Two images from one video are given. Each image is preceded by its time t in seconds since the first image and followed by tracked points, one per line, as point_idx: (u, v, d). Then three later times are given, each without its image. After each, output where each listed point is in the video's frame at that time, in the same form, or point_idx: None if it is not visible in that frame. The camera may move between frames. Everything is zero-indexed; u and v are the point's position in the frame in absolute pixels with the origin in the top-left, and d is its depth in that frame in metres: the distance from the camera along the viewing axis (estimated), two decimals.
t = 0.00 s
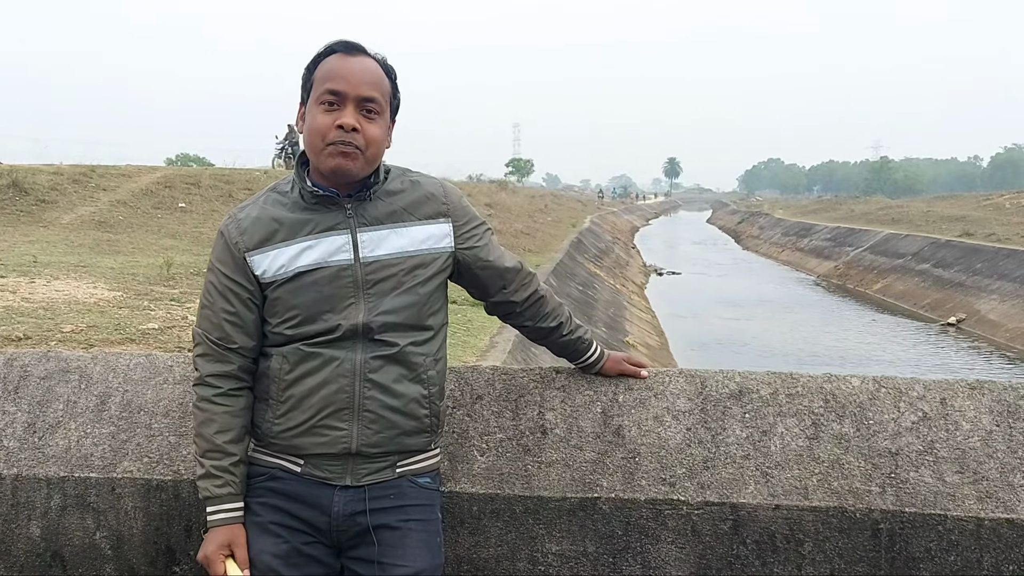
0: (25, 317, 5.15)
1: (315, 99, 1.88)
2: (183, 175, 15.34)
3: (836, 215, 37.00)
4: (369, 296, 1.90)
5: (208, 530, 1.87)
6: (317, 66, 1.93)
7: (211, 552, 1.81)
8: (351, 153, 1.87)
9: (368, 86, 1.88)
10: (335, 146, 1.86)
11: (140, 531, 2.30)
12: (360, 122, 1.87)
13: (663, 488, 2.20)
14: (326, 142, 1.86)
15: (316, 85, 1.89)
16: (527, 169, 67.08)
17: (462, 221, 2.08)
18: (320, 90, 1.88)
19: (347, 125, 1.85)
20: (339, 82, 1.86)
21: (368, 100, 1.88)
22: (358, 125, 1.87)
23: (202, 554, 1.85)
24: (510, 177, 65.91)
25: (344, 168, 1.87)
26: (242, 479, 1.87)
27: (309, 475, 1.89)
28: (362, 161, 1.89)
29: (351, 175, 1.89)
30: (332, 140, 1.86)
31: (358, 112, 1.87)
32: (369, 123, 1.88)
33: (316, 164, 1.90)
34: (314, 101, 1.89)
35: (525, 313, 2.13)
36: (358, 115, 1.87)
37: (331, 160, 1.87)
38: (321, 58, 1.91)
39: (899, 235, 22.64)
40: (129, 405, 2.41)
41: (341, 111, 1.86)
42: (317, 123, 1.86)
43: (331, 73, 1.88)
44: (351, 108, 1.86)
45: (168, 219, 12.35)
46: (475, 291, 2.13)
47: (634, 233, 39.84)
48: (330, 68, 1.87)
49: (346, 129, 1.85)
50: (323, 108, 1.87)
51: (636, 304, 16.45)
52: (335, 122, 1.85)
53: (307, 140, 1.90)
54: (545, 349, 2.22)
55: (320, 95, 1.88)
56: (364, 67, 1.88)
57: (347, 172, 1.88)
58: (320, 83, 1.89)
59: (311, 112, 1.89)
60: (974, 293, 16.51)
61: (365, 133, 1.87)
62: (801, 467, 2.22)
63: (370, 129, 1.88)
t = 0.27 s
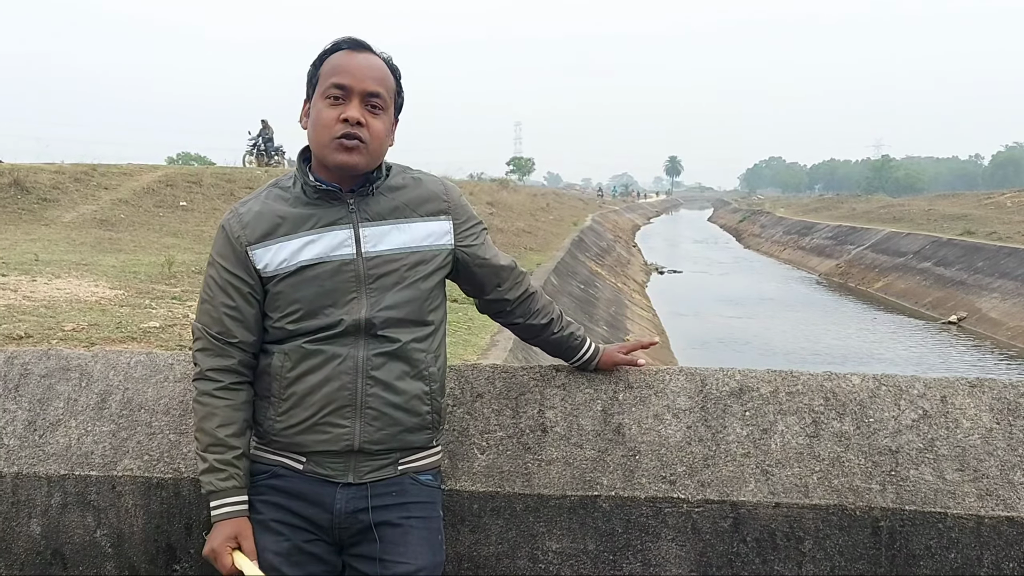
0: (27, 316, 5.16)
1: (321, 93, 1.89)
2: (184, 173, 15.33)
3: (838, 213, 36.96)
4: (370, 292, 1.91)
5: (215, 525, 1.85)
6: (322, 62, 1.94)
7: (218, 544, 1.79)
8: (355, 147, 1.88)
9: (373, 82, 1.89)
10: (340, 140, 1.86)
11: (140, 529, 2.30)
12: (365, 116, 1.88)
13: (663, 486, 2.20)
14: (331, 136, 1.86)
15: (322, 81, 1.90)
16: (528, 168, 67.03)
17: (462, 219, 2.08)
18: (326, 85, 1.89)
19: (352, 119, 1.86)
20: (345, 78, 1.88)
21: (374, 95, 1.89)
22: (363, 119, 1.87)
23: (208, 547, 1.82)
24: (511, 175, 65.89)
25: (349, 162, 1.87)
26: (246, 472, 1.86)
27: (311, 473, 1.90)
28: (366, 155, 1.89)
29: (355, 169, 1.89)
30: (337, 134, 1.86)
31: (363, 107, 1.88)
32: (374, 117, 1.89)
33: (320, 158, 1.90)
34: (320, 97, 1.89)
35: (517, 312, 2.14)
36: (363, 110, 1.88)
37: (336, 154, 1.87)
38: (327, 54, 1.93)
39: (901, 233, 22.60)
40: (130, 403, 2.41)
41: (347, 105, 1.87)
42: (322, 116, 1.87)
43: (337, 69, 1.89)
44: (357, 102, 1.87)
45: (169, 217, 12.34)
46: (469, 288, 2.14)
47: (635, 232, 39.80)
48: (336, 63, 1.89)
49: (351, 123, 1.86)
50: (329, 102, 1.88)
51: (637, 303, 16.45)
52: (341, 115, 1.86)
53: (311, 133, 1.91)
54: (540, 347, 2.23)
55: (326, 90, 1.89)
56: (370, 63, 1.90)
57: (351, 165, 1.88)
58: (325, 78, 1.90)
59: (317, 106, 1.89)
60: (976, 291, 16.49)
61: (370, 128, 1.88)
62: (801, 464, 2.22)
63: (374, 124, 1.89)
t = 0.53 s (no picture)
0: (27, 315, 5.16)
1: (334, 93, 1.88)
2: (184, 173, 15.33)
3: (838, 213, 36.94)
4: (373, 289, 1.91)
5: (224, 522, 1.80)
6: (337, 61, 1.94)
7: (232, 538, 1.74)
8: (364, 150, 1.88)
9: (388, 88, 1.90)
10: (350, 142, 1.86)
11: (139, 528, 2.30)
12: (377, 121, 1.88)
13: (663, 486, 2.20)
14: (342, 137, 1.86)
15: (336, 81, 1.90)
16: (528, 167, 67.00)
17: (461, 220, 2.09)
18: (340, 85, 1.88)
19: (365, 123, 1.86)
20: (361, 80, 1.87)
21: (387, 102, 1.90)
22: (375, 124, 1.88)
23: (219, 543, 1.77)
24: (511, 174, 65.88)
25: (357, 165, 1.87)
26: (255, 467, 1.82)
27: (314, 471, 1.89)
28: (373, 159, 1.89)
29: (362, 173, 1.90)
30: (346, 135, 1.86)
31: (375, 112, 1.88)
32: (385, 123, 1.90)
33: (328, 158, 1.89)
34: (333, 97, 1.89)
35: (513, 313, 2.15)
36: (375, 115, 1.88)
37: (343, 155, 1.87)
38: (343, 54, 1.92)
39: (901, 233, 22.59)
40: (129, 402, 2.41)
41: (360, 108, 1.87)
42: (334, 116, 1.86)
43: (353, 71, 1.89)
44: (370, 106, 1.87)
45: (170, 217, 12.35)
46: (466, 289, 2.13)
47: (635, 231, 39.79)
48: (352, 65, 1.89)
49: (363, 126, 1.85)
50: (342, 103, 1.87)
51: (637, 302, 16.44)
52: (353, 118, 1.85)
53: (320, 131, 1.90)
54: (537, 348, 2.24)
55: (340, 91, 1.88)
56: (386, 69, 1.90)
57: (358, 168, 1.88)
58: (340, 79, 1.89)
59: (329, 105, 1.89)
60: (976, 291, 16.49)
61: (380, 133, 1.88)
62: (800, 464, 2.22)
63: (384, 130, 1.89)
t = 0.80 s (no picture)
0: (26, 314, 5.15)
1: (362, 92, 1.89)
2: (184, 171, 15.33)
3: (838, 212, 36.93)
4: (381, 286, 1.92)
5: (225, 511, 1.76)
6: (365, 61, 1.95)
7: (238, 527, 1.71)
8: (386, 153, 1.90)
9: (415, 94, 1.92)
10: (373, 143, 1.87)
11: (138, 527, 2.30)
12: (401, 125, 1.90)
13: (661, 484, 2.20)
14: (366, 137, 1.87)
15: (363, 80, 1.91)
16: (529, 166, 66.97)
17: (468, 226, 2.13)
18: (367, 85, 1.89)
19: (389, 125, 1.87)
20: (388, 83, 1.89)
21: (412, 107, 1.92)
22: (399, 127, 1.90)
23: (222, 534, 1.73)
24: (512, 173, 65.86)
25: (379, 166, 1.89)
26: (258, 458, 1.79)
27: (316, 464, 1.87)
28: (393, 162, 1.92)
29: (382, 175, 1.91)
30: (370, 136, 1.88)
31: (400, 115, 1.91)
32: (408, 128, 1.92)
33: (349, 155, 1.90)
34: (359, 96, 1.90)
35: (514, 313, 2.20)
36: (400, 118, 1.90)
37: (365, 155, 1.89)
38: (373, 55, 1.93)
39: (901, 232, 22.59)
40: (128, 401, 2.41)
41: (386, 110, 1.89)
42: (359, 116, 1.88)
43: (381, 72, 1.90)
44: (397, 109, 1.89)
45: (170, 216, 12.34)
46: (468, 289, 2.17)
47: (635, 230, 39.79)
48: (381, 67, 1.90)
49: (387, 129, 1.87)
50: (367, 103, 1.89)
51: (637, 301, 16.44)
52: (378, 119, 1.87)
53: (343, 129, 1.91)
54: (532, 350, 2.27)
55: (366, 91, 1.89)
56: (414, 75, 1.93)
57: (377, 170, 1.90)
58: (367, 79, 1.91)
59: (354, 104, 1.90)
60: (976, 290, 16.48)
61: (403, 137, 1.91)
62: (799, 463, 2.22)
63: (407, 134, 1.92)
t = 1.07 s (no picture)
0: (26, 314, 5.15)
1: (374, 93, 1.91)
2: (184, 171, 15.33)
3: (839, 210, 36.92)
4: (391, 285, 1.94)
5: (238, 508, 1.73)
6: (376, 64, 1.97)
7: (256, 518, 1.68)
8: (398, 154, 1.91)
9: (426, 94, 1.93)
10: (385, 144, 1.89)
11: (136, 526, 2.30)
12: (412, 125, 1.91)
13: (660, 484, 2.20)
14: (377, 137, 1.89)
15: (374, 82, 1.92)
16: (529, 165, 66.96)
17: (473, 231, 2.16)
18: (378, 87, 1.91)
19: (400, 126, 1.89)
20: (399, 84, 1.90)
21: (422, 108, 1.93)
22: (410, 128, 1.91)
23: (238, 531, 1.69)
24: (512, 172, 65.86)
25: (390, 167, 1.90)
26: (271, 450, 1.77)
27: (322, 460, 1.86)
28: (406, 163, 1.93)
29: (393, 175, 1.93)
30: (382, 136, 1.89)
31: (411, 116, 1.92)
32: (419, 128, 1.93)
33: (361, 156, 1.91)
34: (370, 97, 1.91)
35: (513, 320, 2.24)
36: (411, 119, 1.92)
37: (377, 156, 1.90)
38: (385, 57, 1.95)
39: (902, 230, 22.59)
40: (126, 401, 2.41)
41: (396, 111, 1.90)
42: (371, 117, 1.89)
43: (392, 74, 1.92)
44: (407, 110, 1.90)
45: (169, 215, 12.34)
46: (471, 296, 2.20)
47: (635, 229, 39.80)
48: (393, 69, 1.91)
49: (398, 129, 1.89)
50: (379, 105, 1.90)
51: (637, 300, 16.44)
52: (390, 120, 1.89)
53: (355, 130, 1.92)
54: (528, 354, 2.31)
55: (377, 92, 1.91)
56: (425, 76, 1.94)
57: (389, 171, 1.91)
58: (378, 80, 1.92)
59: (366, 105, 1.91)
60: (977, 289, 16.48)
61: (414, 138, 1.92)
62: (798, 462, 2.21)
63: (419, 135, 1.93)
